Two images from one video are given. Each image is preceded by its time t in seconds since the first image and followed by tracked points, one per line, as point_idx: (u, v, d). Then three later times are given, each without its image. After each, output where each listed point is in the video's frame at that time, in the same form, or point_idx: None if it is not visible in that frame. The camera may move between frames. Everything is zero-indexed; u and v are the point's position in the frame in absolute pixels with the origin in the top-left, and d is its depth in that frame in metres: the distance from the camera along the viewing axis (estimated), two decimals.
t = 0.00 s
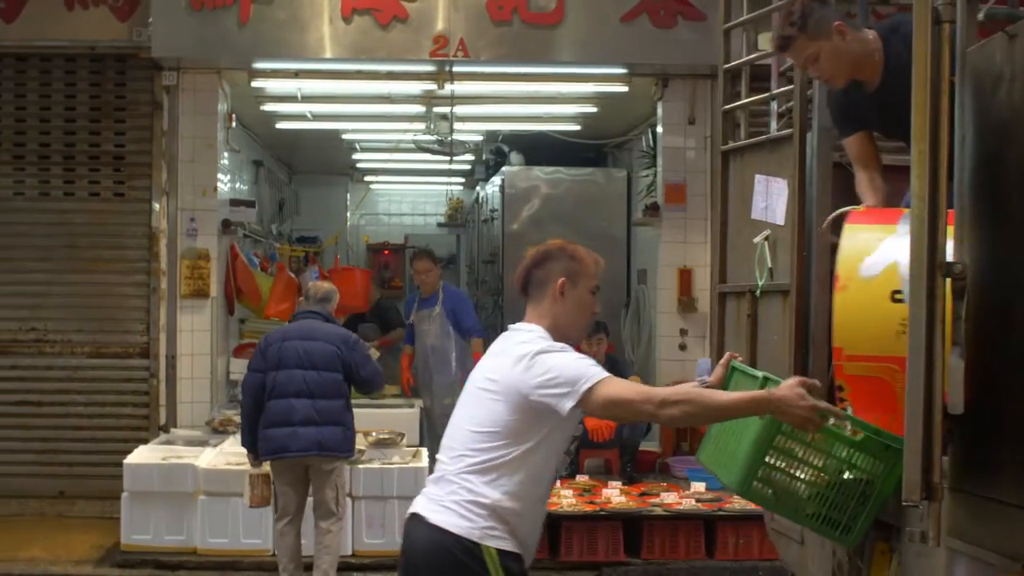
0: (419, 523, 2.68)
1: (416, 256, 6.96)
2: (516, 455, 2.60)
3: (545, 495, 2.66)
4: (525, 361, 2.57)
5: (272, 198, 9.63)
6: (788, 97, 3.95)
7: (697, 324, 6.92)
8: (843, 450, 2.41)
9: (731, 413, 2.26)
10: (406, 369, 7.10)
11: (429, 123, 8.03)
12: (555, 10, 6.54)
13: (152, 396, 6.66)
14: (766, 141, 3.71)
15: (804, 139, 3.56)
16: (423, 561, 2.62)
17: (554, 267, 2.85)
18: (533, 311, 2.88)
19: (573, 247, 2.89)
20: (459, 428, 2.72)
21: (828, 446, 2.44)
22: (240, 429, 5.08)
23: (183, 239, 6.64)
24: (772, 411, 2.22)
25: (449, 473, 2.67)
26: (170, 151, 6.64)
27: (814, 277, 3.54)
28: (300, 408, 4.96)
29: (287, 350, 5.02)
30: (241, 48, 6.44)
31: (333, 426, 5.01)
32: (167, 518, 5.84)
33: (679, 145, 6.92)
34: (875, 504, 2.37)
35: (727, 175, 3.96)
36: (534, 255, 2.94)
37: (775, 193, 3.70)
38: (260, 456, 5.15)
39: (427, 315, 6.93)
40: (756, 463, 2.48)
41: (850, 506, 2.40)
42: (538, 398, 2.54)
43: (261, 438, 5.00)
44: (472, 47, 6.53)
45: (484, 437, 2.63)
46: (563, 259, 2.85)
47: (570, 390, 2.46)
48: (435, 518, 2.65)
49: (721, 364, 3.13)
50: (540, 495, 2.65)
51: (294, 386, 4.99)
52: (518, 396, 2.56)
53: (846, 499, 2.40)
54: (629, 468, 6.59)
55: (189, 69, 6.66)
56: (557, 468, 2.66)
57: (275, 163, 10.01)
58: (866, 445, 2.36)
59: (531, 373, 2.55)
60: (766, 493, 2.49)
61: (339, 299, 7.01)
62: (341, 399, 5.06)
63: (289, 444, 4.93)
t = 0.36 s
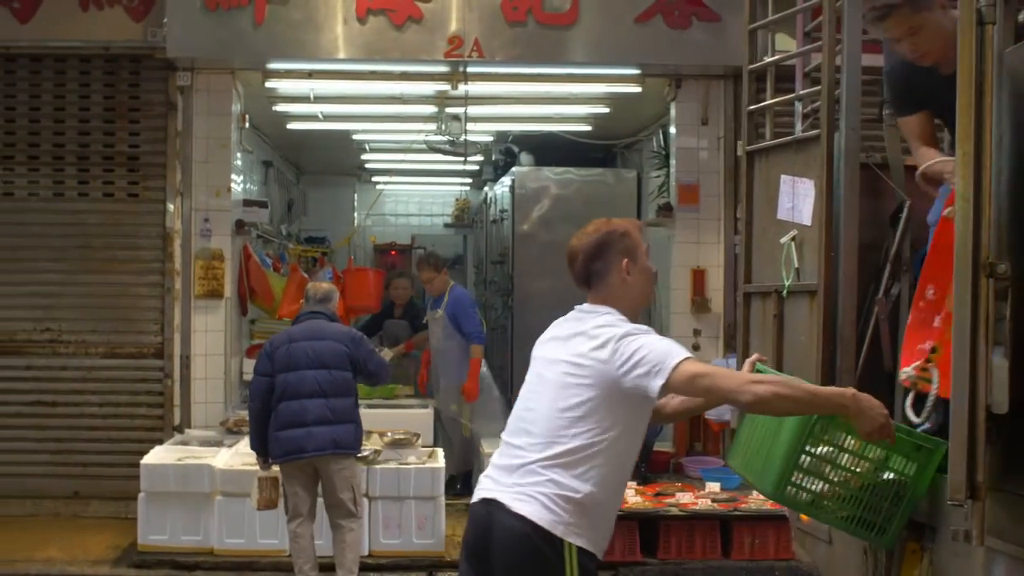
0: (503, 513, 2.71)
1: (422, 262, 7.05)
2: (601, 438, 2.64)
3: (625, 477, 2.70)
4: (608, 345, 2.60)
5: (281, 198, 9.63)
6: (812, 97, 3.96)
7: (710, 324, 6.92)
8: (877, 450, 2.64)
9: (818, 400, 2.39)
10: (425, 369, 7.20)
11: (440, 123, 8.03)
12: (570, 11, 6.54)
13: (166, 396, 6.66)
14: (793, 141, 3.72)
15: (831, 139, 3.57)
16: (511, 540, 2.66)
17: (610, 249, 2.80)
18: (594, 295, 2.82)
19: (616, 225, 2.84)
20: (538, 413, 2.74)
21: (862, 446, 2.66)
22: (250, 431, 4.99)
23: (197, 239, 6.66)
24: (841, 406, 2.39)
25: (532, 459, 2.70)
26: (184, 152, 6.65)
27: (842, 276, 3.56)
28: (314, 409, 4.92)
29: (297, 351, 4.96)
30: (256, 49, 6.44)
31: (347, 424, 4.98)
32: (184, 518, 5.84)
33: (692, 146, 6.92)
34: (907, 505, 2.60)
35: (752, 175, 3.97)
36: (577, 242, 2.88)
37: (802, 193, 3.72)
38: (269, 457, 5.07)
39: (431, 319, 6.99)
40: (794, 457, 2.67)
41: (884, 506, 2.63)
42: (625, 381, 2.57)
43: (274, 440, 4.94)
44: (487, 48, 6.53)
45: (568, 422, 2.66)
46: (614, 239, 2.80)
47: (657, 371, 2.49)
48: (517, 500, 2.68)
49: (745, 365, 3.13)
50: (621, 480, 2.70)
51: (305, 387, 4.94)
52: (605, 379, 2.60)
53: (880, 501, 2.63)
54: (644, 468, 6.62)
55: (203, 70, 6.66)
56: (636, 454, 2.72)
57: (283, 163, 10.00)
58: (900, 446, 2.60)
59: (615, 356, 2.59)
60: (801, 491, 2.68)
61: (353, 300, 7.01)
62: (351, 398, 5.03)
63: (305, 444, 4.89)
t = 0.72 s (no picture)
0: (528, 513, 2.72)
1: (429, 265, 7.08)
2: (621, 441, 2.64)
3: (645, 476, 2.71)
4: (626, 349, 2.60)
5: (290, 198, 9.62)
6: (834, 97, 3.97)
7: (723, 324, 6.93)
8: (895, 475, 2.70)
9: (833, 430, 2.40)
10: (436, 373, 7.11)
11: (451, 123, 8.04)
12: (583, 11, 6.55)
13: (179, 395, 6.66)
14: (817, 141, 3.73)
15: (856, 138, 3.57)
16: (535, 543, 2.68)
17: (620, 240, 2.79)
18: (611, 290, 2.81)
19: (620, 217, 2.83)
20: (560, 412, 2.75)
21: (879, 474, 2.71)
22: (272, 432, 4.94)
23: (210, 239, 6.68)
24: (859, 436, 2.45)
25: (556, 459, 2.71)
26: (197, 152, 6.66)
27: (867, 275, 3.57)
28: (344, 408, 4.93)
29: (326, 351, 4.96)
30: (269, 48, 6.44)
31: (375, 422, 5.02)
32: (199, 518, 5.84)
33: (704, 145, 6.93)
34: (937, 522, 2.68)
35: (776, 175, 3.98)
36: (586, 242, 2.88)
37: (826, 192, 3.74)
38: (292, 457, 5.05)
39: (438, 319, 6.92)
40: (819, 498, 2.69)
41: (917, 526, 2.68)
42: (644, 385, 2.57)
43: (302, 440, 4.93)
44: (500, 48, 6.53)
45: (590, 424, 2.66)
46: (619, 228, 2.79)
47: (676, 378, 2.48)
48: (540, 499, 2.69)
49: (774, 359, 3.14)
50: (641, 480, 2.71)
51: (336, 386, 4.94)
52: (625, 381, 2.60)
53: (914, 522, 2.68)
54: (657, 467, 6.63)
55: (216, 70, 6.67)
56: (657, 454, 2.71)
57: (291, 163, 10.00)
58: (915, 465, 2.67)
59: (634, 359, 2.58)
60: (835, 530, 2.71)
61: (365, 301, 7.00)
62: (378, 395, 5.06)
63: (337, 443, 4.91)
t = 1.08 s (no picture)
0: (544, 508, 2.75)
1: (439, 272, 7.20)
2: (635, 448, 2.64)
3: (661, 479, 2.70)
4: (646, 360, 2.58)
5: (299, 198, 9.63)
6: (859, 95, 3.97)
7: (735, 323, 6.93)
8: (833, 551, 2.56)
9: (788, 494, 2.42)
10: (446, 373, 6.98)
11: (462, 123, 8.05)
12: (597, 10, 6.56)
13: (193, 394, 6.67)
14: (842, 139, 3.73)
15: (882, 137, 3.57)
16: (552, 538, 2.70)
17: (673, 246, 2.75)
18: (654, 291, 2.77)
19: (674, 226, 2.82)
20: (580, 411, 2.76)
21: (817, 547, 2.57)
22: (302, 429, 5.21)
23: (223, 237, 6.65)
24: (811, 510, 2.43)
25: (572, 457, 2.72)
26: (211, 151, 6.66)
27: (893, 273, 3.57)
28: (374, 407, 5.25)
29: (359, 351, 5.25)
30: (283, 47, 6.44)
31: (403, 420, 5.36)
32: (215, 517, 5.83)
33: (716, 145, 6.93)
34: None
35: (800, 173, 3.99)
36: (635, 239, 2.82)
37: (851, 191, 3.74)
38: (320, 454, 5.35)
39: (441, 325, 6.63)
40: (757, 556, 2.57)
41: None
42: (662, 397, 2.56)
43: (332, 439, 5.23)
44: (514, 47, 6.54)
45: (608, 427, 2.66)
46: (672, 234, 2.75)
47: (689, 398, 2.47)
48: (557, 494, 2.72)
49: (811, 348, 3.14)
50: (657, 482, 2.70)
51: (366, 386, 5.23)
52: (643, 391, 2.59)
53: None
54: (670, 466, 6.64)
55: (229, 69, 6.67)
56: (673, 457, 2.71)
57: (299, 163, 9.99)
58: (853, 546, 2.55)
59: (654, 371, 2.57)
60: None
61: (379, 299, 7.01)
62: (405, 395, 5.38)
63: (367, 441, 5.22)
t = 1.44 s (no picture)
0: (564, 516, 2.78)
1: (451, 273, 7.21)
2: (649, 446, 2.78)
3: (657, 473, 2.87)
4: (657, 362, 2.76)
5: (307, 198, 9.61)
6: (882, 95, 3.97)
7: (748, 323, 6.93)
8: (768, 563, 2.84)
9: (752, 492, 2.70)
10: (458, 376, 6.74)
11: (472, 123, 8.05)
12: (611, 10, 6.56)
13: (206, 394, 6.66)
14: (868, 139, 3.74)
15: (909, 136, 3.57)
16: (572, 542, 2.75)
17: (650, 258, 2.95)
18: (632, 300, 2.96)
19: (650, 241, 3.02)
20: (583, 417, 2.84)
21: (748, 551, 2.98)
22: (322, 428, 5.37)
23: (237, 237, 6.67)
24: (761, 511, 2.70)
25: (585, 462, 2.78)
26: (224, 151, 6.65)
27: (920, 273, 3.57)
28: (395, 407, 5.43)
29: (381, 350, 5.45)
30: (298, 47, 6.44)
31: (423, 420, 5.54)
32: (230, 517, 5.81)
33: (729, 145, 6.93)
34: None
35: (823, 172, 3.99)
36: (613, 253, 3.02)
37: (877, 190, 3.74)
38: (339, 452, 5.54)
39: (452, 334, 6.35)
40: (704, 549, 3.00)
41: None
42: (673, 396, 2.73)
43: (352, 438, 5.40)
44: (528, 47, 6.54)
45: (625, 427, 2.76)
46: (647, 246, 2.95)
47: (696, 398, 2.69)
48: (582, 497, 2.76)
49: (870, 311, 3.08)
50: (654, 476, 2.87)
51: (388, 386, 5.43)
52: (655, 391, 2.76)
53: None
54: (683, 466, 6.63)
55: (242, 69, 6.67)
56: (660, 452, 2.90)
57: (307, 163, 9.97)
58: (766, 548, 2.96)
59: (665, 372, 2.75)
60: None
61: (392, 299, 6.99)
62: (426, 395, 5.59)
63: (387, 441, 5.41)
